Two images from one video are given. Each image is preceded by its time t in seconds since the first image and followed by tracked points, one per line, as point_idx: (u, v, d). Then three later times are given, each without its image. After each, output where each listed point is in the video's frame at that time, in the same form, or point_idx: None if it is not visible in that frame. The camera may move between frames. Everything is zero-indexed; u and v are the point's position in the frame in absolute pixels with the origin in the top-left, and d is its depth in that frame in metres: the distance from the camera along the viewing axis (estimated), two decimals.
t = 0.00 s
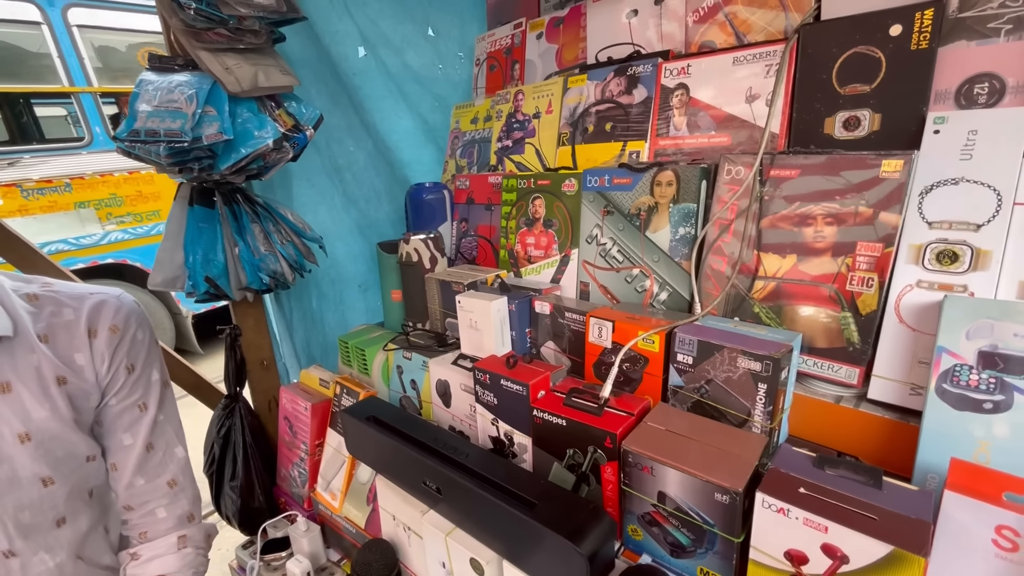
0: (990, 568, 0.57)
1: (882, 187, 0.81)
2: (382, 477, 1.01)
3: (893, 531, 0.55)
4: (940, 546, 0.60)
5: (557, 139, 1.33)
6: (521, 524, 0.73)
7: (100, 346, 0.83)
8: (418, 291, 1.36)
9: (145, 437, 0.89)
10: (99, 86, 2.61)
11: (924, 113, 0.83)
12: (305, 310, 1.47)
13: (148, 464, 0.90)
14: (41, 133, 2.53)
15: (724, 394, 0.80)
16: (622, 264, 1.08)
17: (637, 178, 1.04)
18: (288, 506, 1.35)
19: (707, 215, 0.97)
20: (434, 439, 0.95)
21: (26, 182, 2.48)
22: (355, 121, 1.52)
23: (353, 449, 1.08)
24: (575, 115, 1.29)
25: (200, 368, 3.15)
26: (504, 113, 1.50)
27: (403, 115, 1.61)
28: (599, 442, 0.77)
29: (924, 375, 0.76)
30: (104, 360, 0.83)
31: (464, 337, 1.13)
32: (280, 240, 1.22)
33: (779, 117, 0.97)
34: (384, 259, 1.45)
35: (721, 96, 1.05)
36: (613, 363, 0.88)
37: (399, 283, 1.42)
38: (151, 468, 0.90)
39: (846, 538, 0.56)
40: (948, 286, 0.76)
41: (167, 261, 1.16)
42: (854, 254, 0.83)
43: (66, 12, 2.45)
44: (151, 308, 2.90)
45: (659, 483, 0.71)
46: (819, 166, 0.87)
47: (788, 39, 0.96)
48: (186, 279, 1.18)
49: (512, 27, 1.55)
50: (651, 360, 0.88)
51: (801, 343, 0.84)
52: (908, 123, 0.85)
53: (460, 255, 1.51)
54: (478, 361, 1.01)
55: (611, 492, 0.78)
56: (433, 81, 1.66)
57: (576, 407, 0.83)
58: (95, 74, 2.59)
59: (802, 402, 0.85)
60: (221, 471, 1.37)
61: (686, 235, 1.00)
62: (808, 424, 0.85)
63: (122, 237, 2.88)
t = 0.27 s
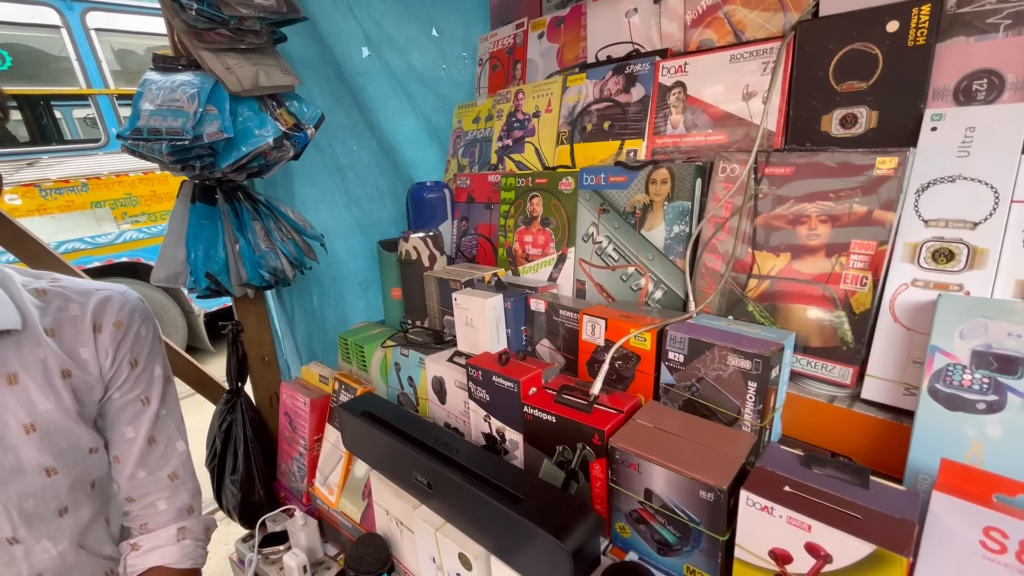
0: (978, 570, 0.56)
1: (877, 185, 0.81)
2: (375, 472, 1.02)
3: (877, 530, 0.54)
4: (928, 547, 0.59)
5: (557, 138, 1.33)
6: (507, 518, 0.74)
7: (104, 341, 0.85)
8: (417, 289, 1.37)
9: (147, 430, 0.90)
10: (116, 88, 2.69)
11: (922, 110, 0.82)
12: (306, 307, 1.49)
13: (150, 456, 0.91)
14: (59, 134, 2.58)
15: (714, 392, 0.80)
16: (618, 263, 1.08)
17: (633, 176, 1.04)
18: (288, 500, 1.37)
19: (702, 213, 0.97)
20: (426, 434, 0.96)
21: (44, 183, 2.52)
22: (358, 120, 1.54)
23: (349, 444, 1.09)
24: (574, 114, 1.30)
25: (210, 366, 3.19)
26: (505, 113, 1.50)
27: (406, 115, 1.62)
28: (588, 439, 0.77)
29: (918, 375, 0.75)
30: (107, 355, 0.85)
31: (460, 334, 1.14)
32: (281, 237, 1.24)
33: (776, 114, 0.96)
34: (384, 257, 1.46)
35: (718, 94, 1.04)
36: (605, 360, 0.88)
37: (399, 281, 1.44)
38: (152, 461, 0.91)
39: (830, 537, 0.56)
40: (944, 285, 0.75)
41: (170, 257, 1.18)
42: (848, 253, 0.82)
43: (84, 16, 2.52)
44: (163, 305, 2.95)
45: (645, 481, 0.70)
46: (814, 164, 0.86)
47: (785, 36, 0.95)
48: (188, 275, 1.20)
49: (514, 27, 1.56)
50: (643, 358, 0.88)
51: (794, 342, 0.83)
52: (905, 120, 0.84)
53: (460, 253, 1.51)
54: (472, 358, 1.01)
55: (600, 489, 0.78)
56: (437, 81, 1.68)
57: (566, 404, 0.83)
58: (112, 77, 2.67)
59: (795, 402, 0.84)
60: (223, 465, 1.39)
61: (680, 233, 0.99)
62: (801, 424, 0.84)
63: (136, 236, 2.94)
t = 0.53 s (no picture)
0: (969, 568, 0.56)
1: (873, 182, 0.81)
2: (373, 466, 1.03)
3: (866, 526, 0.54)
4: (918, 544, 0.59)
5: (557, 137, 1.34)
6: (499, 511, 0.74)
7: (120, 333, 0.89)
8: (418, 286, 1.38)
9: (158, 422, 0.93)
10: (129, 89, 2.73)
11: (920, 107, 0.82)
12: (310, 304, 1.50)
13: (159, 448, 0.94)
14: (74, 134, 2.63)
15: (708, 389, 0.80)
16: (615, 261, 1.08)
17: (631, 174, 1.05)
18: (288, 494, 1.38)
19: (699, 211, 0.97)
20: (423, 429, 0.97)
21: (60, 181, 2.57)
22: (363, 120, 1.56)
23: (348, 438, 1.10)
24: (574, 113, 1.30)
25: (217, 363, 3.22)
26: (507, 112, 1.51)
27: (411, 114, 1.63)
28: (581, 434, 0.78)
29: (913, 372, 0.74)
30: (123, 347, 0.89)
31: (459, 331, 1.14)
32: (283, 234, 1.26)
33: (775, 112, 0.96)
34: (386, 255, 1.48)
35: (717, 92, 1.04)
36: (599, 356, 0.89)
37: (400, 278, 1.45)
38: (162, 452, 0.94)
39: (818, 532, 0.55)
40: (941, 283, 0.74)
41: (174, 253, 1.20)
42: (844, 250, 0.82)
43: (99, 19, 2.56)
44: (172, 302, 2.99)
45: (636, 475, 0.71)
46: (811, 162, 0.86)
47: (783, 35, 0.95)
48: (192, 270, 1.22)
49: (517, 27, 1.57)
50: (638, 355, 0.88)
51: (790, 339, 0.82)
52: (904, 118, 0.83)
53: (462, 252, 1.51)
54: (469, 354, 1.02)
55: (593, 484, 0.79)
56: (442, 81, 1.69)
57: (560, 399, 0.84)
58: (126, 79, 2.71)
59: (791, 400, 0.84)
60: (224, 459, 1.40)
61: (677, 231, 1.00)
62: (796, 422, 0.84)
63: (147, 236, 2.98)
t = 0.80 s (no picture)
0: (946, 552, 0.60)
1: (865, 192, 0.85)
2: (389, 458, 1.08)
3: (849, 510, 0.59)
4: (899, 531, 0.63)
5: (565, 144, 1.39)
6: (509, 498, 0.79)
7: (150, 332, 0.95)
8: (430, 287, 1.43)
9: (183, 416, 1.00)
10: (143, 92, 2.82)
11: (911, 121, 0.86)
12: (327, 304, 1.56)
13: (184, 441, 1.01)
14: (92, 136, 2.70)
15: (707, 386, 0.85)
16: (621, 265, 1.13)
17: (636, 182, 1.10)
18: (304, 486, 1.44)
19: (701, 218, 1.02)
20: (437, 422, 1.02)
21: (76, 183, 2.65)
22: (380, 127, 1.62)
23: (364, 432, 1.16)
24: (582, 122, 1.35)
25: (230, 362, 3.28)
26: (517, 120, 1.56)
27: (425, 122, 1.69)
28: (586, 427, 0.83)
29: (902, 372, 0.78)
30: (152, 344, 0.95)
31: (470, 330, 1.19)
32: (303, 236, 1.32)
33: (774, 124, 1.00)
34: (399, 257, 1.54)
35: (719, 104, 1.09)
36: (604, 355, 0.94)
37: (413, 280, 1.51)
38: (187, 445, 1.01)
39: (806, 516, 0.60)
40: (930, 288, 0.79)
41: (201, 254, 1.26)
42: (838, 255, 0.86)
43: (116, 24, 2.65)
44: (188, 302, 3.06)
45: (638, 466, 0.75)
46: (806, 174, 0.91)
47: (782, 50, 1.00)
48: (217, 271, 1.28)
49: (527, 38, 1.62)
50: (641, 354, 0.93)
51: (786, 341, 0.87)
52: (896, 131, 0.88)
53: (472, 254, 1.57)
54: (481, 352, 1.07)
55: (598, 475, 0.83)
56: (455, 90, 1.76)
57: (567, 395, 0.89)
58: (140, 82, 2.81)
59: (787, 399, 0.88)
60: (244, 451, 1.46)
61: (680, 236, 1.04)
62: (792, 419, 0.88)
63: (160, 236, 3.06)
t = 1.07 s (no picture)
0: (929, 510, 0.68)
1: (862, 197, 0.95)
2: (424, 438, 1.18)
3: (844, 472, 0.68)
4: (888, 493, 0.71)
5: (585, 152, 1.49)
6: (541, 466, 0.89)
7: (218, 318, 1.15)
8: (457, 284, 1.54)
9: (240, 396, 1.20)
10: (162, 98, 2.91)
11: (905, 134, 0.95)
12: (360, 300, 1.67)
13: (242, 419, 1.20)
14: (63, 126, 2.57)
15: (719, 371, 0.94)
16: (638, 263, 1.23)
17: (653, 187, 1.20)
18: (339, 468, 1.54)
19: (713, 220, 1.12)
20: (470, 404, 1.12)
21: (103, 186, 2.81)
22: (410, 134, 1.73)
23: (401, 415, 1.26)
24: (601, 131, 1.45)
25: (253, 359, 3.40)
26: (539, 129, 1.66)
27: (452, 130, 1.80)
28: (609, 406, 0.93)
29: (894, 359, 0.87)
30: (219, 329, 1.15)
31: (497, 323, 1.29)
32: (343, 235, 1.43)
33: (781, 135, 1.10)
34: (429, 256, 1.65)
35: (730, 117, 1.19)
36: (624, 343, 1.03)
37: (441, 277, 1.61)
38: (243, 423, 1.21)
39: (805, 478, 0.69)
40: (920, 283, 0.88)
41: (251, 250, 1.38)
42: (838, 254, 0.96)
43: (138, 31, 2.78)
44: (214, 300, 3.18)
45: (657, 439, 0.85)
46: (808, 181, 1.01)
47: (788, 68, 1.10)
48: (265, 266, 1.39)
49: (548, 51, 1.73)
50: (658, 343, 1.02)
51: (790, 332, 0.96)
52: (892, 142, 0.97)
53: (496, 254, 1.67)
54: (510, 341, 1.17)
55: (619, 449, 0.92)
56: (480, 99, 1.87)
57: (591, 378, 0.99)
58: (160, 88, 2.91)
59: (791, 384, 0.97)
60: (282, 435, 1.57)
61: (694, 237, 1.14)
62: (795, 403, 0.97)
63: (177, 237, 3.20)
